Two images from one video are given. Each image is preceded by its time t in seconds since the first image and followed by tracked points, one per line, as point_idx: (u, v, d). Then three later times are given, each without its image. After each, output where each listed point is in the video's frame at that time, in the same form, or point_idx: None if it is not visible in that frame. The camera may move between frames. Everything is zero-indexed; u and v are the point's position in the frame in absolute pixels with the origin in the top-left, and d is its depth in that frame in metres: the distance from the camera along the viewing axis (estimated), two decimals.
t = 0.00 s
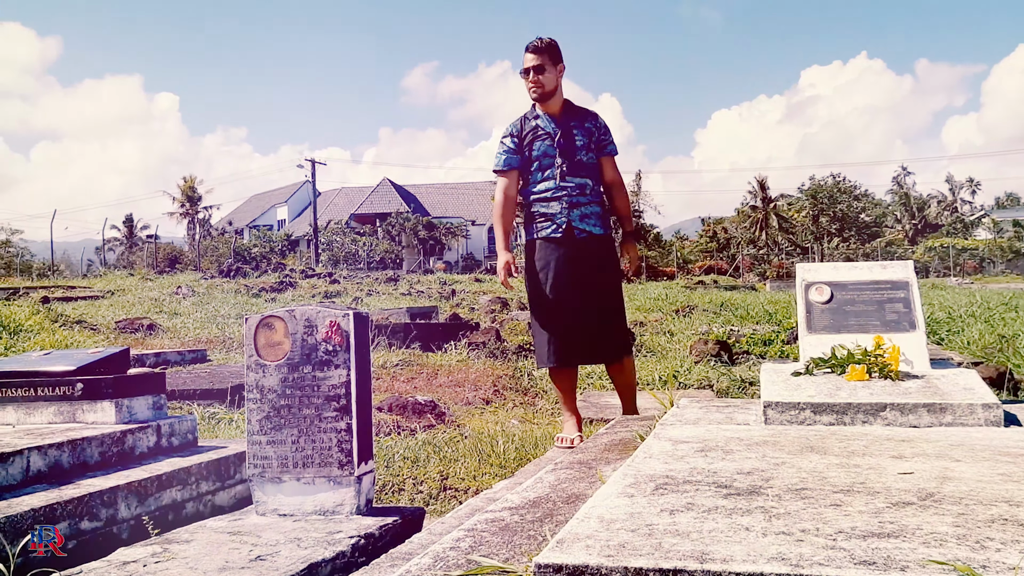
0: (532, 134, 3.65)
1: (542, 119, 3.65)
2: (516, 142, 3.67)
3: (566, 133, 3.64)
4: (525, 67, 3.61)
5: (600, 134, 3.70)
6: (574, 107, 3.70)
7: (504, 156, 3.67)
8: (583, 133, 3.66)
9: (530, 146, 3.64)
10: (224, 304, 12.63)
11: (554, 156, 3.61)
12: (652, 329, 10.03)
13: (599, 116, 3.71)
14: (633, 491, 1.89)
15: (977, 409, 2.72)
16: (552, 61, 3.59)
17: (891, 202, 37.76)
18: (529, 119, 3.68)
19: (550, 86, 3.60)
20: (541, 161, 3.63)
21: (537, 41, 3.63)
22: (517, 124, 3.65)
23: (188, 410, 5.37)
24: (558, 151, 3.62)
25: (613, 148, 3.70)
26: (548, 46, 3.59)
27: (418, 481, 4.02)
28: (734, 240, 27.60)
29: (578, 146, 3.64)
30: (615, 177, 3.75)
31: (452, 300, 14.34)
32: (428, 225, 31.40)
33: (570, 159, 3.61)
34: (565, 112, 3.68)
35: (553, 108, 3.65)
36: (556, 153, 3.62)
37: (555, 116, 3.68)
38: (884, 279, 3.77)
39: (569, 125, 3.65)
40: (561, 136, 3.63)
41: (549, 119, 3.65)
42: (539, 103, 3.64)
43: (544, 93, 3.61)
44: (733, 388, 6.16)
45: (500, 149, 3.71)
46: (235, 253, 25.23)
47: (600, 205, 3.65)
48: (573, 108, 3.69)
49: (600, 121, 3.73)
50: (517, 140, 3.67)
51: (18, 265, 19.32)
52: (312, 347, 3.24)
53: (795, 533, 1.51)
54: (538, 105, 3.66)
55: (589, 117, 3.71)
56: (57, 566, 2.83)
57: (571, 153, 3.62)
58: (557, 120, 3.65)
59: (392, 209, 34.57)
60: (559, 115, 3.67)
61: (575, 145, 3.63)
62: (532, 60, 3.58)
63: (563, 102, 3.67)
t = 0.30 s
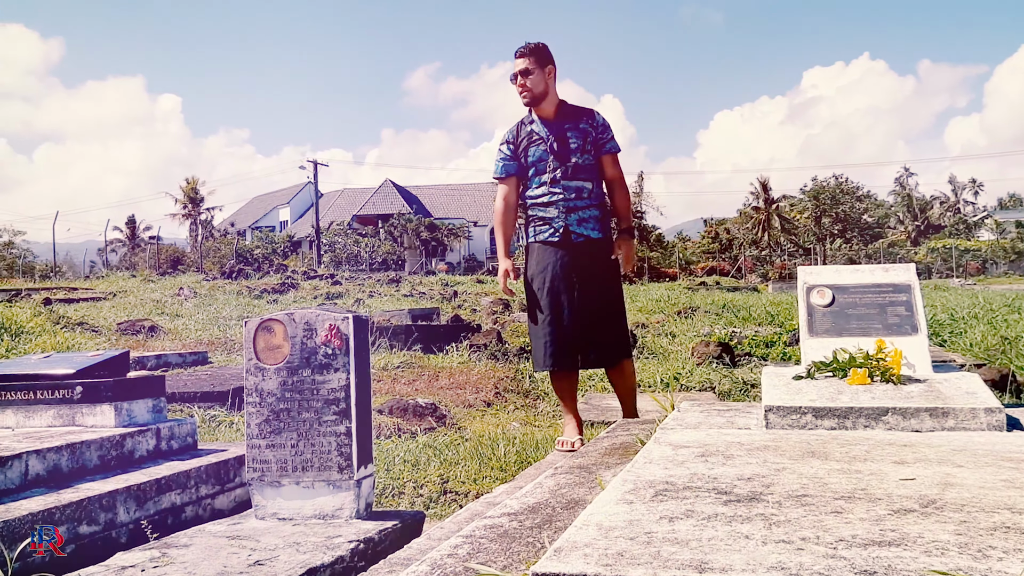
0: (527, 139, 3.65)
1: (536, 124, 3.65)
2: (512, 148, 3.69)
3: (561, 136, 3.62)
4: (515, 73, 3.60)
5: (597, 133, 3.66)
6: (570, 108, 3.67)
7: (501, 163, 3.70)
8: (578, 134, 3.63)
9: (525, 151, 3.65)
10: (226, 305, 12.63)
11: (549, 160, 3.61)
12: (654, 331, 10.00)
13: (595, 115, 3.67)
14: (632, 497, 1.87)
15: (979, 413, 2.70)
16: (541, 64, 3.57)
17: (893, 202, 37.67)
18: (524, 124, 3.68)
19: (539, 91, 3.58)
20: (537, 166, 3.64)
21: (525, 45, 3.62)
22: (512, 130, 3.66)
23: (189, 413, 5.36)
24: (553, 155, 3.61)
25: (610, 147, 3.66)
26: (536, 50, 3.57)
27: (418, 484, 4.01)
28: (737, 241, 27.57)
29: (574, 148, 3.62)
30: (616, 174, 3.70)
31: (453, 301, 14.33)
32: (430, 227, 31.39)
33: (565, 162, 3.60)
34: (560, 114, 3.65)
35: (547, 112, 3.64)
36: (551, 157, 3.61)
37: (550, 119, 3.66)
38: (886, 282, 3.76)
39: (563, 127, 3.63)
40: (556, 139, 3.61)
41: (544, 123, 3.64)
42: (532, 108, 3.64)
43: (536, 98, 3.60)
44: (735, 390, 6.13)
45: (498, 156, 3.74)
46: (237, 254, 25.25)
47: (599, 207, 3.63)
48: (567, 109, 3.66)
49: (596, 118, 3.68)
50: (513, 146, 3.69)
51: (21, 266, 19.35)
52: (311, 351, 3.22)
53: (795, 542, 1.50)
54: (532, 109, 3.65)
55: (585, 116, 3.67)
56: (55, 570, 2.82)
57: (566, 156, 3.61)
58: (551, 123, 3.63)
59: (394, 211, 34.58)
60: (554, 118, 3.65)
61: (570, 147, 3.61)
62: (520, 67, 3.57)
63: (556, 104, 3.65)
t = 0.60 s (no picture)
0: (526, 139, 3.65)
1: (536, 125, 3.64)
2: (512, 149, 3.68)
3: (560, 137, 3.61)
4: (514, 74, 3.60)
5: (597, 132, 3.64)
6: (569, 108, 3.66)
7: (501, 163, 3.70)
8: (577, 134, 3.62)
9: (525, 152, 3.65)
10: (227, 307, 12.63)
11: (548, 162, 3.61)
12: (656, 332, 9.99)
13: (594, 114, 3.65)
14: (630, 502, 1.86)
15: (980, 416, 2.69)
16: (540, 64, 3.56)
17: (896, 203, 37.60)
18: (525, 124, 3.67)
19: (539, 91, 3.57)
20: (536, 167, 3.63)
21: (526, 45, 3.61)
22: (513, 130, 3.66)
23: (189, 415, 5.36)
24: (552, 156, 3.60)
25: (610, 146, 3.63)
26: (535, 51, 3.56)
27: (418, 487, 4.00)
28: (739, 242, 27.53)
29: (572, 149, 3.61)
30: (617, 174, 3.68)
31: (455, 303, 14.32)
32: (431, 228, 31.39)
33: (564, 163, 3.60)
34: (560, 114, 3.64)
35: (547, 112, 3.63)
36: (550, 158, 3.61)
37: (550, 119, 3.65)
38: (887, 283, 3.74)
39: (562, 128, 3.62)
40: (555, 140, 3.60)
41: (543, 123, 3.64)
42: (532, 108, 3.63)
43: (536, 99, 3.59)
44: (736, 392, 6.11)
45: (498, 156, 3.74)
46: (238, 256, 25.25)
47: (599, 209, 3.62)
48: (567, 109, 3.65)
49: (596, 118, 3.66)
50: (513, 147, 3.69)
51: (22, 267, 19.38)
52: (310, 353, 3.22)
53: (793, 547, 1.49)
54: (533, 110, 3.65)
55: (584, 116, 3.65)
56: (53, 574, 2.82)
57: (565, 157, 3.60)
58: (551, 124, 3.63)
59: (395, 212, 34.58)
60: (554, 118, 3.64)
61: (569, 148, 3.60)
62: (519, 68, 3.57)
63: (557, 104, 3.64)
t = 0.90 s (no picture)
0: (528, 140, 3.66)
1: (538, 126, 3.65)
2: (512, 150, 3.70)
3: (560, 138, 3.61)
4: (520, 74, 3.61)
5: (598, 133, 3.64)
6: (571, 109, 3.66)
7: (501, 164, 3.71)
8: (578, 135, 3.62)
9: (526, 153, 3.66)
10: (227, 309, 12.63)
11: (549, 163, 3.61)
12: (656, 334, 9.98)
13: (596, 116, 3.65)
14: (626, 507, 1.86)
15: (979, 418, 2.68)
16: (547, 64, 3.59)
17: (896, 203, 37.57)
18: (527, 125, 3.68)
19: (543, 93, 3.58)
20: (537, 168, 3.64)
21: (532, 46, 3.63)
22: (514, 131, 3.67)
23: (188, 418, 5.35)
24: (553, 157, 3.61)
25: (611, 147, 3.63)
26: (540, 52, 3.57)
27: (417, 490, 3.99)
28: (739, 243, 27.52)
29: (573, 150, 3.61)
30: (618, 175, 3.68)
31: (455, 304, 14.32)
32: (432, 229, 31.38)
33: (565, 164, 3.60)
34: (562, 116, 3.64)
35: (550, 113, 3.65)
36: (551, 159, 3.61)
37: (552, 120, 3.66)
38: (886, 286, 3.73)
39: (564, 129, 3.62)
40: (555, 141, 3.61)
41: (546, 125, 3.64)
42: (537, 108, 3.64)
43: (539, 100, 3.60)
44: (736, 393, 6.10)
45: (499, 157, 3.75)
46: (238, 258, 25.25)
47: (600, 211, 3.62)
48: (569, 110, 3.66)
49: (598, 119, 3.66)
50: (514, 148, 3.70)
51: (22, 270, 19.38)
52: (307, 356, 3.21)
53: (789, 553, 1.48)
54: (536, 110, 3.66)
55: (586, 117, 3.66)
56: None
57: (566, 158, 3.60)
58: (553, 125, 3.63)
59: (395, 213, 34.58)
60: (556, 119, 3.64)
61: (569, 149, 3.61)
62: (524, 68, 3.58)
63: (561, 105, 3.66)
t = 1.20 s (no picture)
0: (529, 143, 3.66)
1: (539, 128, 3.67)
2: (513, 152, 3.69)
3: (562, 141, 3.63)
4: (525, 75, 3.66)
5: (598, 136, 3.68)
6: (572, 114, 3.70)
7: (500, 166, 3.69)
8: (579, 139, 3.64)
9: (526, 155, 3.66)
10: (227, 312, 12.62)
11: (551, 165, 3.61)
12: (655, 335, 9.99)
13: (596, 121, 3.70)
14: (622, 511, 1.86)
15: (976, 420, 2.69)
16: (551, 66, 3.65)
17: (896, 204, 37.56)
18: (528, 127, 3.69)
19: (548, 94, 3.63)
20: (538, 170, 3.63)
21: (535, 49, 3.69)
22: (515, 133, 3.68)
23: (187, 421, 5.36)
24: (554, 159, 3.61)
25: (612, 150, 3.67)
26: (545, 54, 3.64)
27: (416, 492, 4.00)
28: (739, 244, 27.52)
29: (575, 153, 3.62)
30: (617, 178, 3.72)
31: (455, 306, 14.33)
32: (432, 231, 31.40)
33: (566, 167, 3.60)
34: (563, 119, 3.69)
35: (551, 116, 3.69)
36: (553, 161, 3.61)
37: (553, 123, 3.69)
38: (884, 288, 3.74)
39: (565, 132, 3.65)
40: (556, 143, 3.62)
41: (547, 127, 3.66)
42: (539, 109, 3.68)
43: (543, 101, 3.65)
44: (736, 395, 6.11)
45: (499, 159, 3.74)
46: (238, 261, 25.26)
47: (601, 214, 3.62)
48: (570, 115, 3.70)
49: (598, 124, 3.71)
50: (514, 150, 3.70)
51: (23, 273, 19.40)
52: (305, 360, 3.22)
53: (783, 557, 1.49)
54: (537, 113, 3.70)
55: (586, 122, 3.70)
56: None
57: (568, 161, 3.61)
58: (554, 128, 3.66)
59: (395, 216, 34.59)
60: (557, 122, 3.68)
61: (570, 152, 3.62)
62: (530, 68, 3.63)
63: (562, 109, 3.70)
